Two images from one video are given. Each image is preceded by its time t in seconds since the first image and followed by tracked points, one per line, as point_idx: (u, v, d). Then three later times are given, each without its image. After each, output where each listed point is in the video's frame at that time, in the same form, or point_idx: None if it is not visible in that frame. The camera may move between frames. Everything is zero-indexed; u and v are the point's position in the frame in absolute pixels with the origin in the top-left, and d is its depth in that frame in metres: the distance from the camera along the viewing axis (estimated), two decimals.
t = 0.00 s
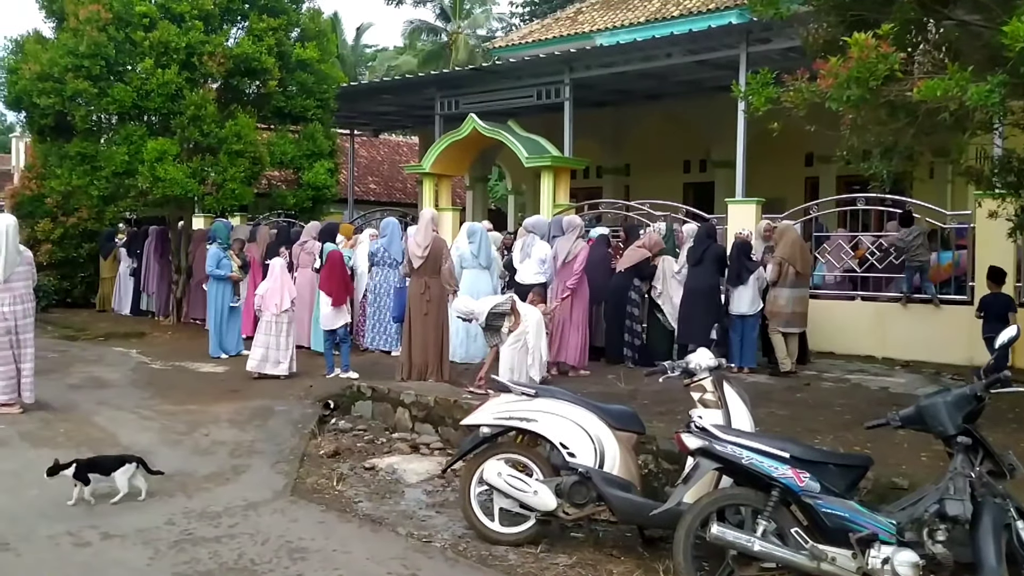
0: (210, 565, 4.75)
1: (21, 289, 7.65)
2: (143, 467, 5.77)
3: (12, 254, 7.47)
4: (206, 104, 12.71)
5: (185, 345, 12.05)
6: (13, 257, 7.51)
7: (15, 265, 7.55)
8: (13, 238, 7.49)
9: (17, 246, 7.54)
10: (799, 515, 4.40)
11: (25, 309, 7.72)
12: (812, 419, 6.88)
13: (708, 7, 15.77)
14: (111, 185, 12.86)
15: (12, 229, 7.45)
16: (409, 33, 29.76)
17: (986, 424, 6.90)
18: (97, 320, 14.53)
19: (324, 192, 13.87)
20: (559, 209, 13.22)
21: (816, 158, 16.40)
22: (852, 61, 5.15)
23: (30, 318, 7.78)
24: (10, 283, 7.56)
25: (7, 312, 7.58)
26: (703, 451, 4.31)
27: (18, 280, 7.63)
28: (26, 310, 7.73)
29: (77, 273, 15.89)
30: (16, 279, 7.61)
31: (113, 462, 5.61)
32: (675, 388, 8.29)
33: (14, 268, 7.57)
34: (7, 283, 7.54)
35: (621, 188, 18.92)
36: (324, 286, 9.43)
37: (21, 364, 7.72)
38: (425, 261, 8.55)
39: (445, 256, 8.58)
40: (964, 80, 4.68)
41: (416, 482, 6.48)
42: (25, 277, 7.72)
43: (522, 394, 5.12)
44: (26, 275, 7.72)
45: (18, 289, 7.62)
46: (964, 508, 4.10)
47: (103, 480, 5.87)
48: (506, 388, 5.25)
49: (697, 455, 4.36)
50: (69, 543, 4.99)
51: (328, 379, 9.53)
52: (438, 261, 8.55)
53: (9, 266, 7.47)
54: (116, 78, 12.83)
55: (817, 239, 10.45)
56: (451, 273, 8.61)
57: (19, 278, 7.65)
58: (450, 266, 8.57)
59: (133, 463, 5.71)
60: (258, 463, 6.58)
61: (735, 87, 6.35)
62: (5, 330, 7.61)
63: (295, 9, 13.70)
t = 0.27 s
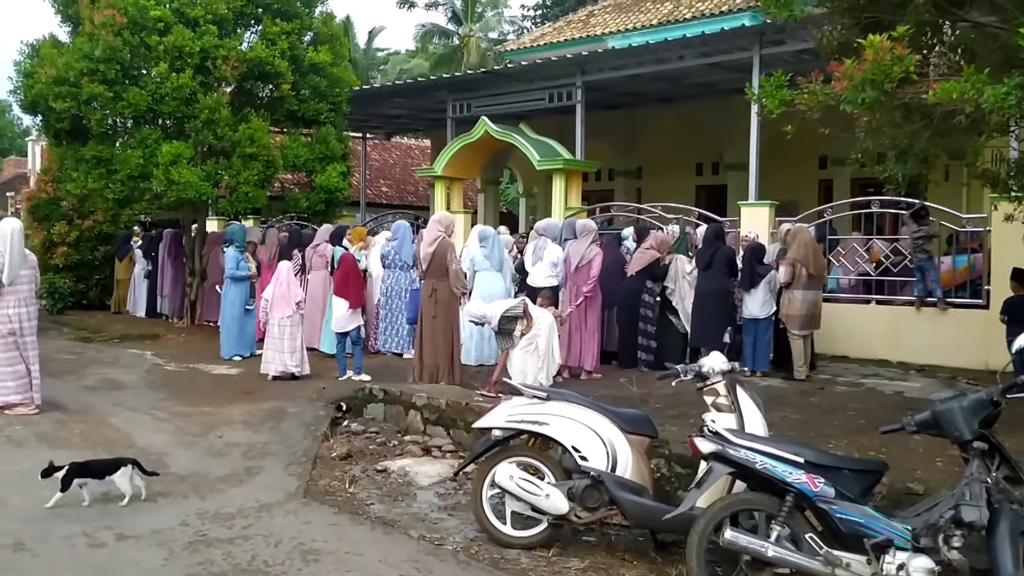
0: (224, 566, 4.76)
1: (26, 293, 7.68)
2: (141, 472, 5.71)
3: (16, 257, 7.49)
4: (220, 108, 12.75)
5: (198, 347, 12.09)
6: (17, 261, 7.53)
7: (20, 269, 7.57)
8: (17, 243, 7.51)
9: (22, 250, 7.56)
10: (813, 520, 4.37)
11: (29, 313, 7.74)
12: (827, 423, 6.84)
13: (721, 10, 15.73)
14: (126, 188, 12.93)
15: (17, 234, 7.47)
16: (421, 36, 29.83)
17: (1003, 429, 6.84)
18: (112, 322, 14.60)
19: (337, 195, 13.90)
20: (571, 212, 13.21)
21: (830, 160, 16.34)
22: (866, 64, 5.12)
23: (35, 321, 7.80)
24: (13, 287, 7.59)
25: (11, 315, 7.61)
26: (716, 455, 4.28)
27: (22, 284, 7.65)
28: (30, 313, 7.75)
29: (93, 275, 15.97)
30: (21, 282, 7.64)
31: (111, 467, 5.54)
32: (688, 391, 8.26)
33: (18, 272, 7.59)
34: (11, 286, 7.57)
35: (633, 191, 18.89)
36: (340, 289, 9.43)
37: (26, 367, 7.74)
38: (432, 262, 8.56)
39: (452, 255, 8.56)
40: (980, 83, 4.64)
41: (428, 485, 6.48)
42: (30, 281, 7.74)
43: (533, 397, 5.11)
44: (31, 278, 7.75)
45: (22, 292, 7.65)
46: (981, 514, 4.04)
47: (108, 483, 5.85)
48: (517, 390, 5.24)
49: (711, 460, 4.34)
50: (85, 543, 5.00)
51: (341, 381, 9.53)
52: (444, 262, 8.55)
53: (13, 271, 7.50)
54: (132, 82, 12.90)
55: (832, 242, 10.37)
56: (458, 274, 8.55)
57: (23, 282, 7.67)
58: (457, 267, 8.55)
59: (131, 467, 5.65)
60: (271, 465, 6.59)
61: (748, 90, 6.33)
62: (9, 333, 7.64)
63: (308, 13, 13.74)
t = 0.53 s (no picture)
0: (237, 568, 4.76)
1: (30, 293, 7.84)
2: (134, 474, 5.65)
3: (21, 258, 7.66)
4: (234, 112, 12.80)
5: (212, 350, 12.13)
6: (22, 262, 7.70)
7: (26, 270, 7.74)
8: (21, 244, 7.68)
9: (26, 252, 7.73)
10: (828, 526, 4.33)
11: (32, 313, 7.88)
12: (842, 428, 6.79)
13: (735, 13, 15.69)
14: (141, 192, 12.98)
15: (22, 235, 7.64)
16: (434, 40, 29.88)
17: (1021, 435, 6.78)
18: (127, 325, 14.66)
19: (350, 199, 13.92)
20: (584, 216, 13.19)
21: (845, 163, 16.26)
22: (882, 66, 5.09)
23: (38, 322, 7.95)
24: (19, 289, 7.76)
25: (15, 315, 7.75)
26: (730, 460, 4.27)
27: (27, 284, 7.82)
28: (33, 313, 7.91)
29: (108, 279, 16.04)
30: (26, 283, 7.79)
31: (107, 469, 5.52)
32: (702, 395, 8.22)
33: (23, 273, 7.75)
34: (16, 287, 7.72)
35: (646, 194, 18.85)
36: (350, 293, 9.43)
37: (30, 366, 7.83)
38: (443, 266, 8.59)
39: (458, 258, 8.54)
40: (998, 85, 4.61)
41: (440, 488, 6.47)
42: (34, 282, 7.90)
43: (545, 401, 5.09)
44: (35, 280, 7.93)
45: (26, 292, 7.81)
46: (998, 521, 4.00)
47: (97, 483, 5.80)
48: (530, 394, 5.22)
49: (725, 465, 4.33)
50: (99, 545, 5.01)
51: (353, 384, 9.54)
52: (452, 265, 8.55)
53: (20, 272, 7.68)
54: (148, 87, 12.97)
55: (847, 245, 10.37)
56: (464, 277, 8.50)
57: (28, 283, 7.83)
58: (463, 270, 8.49)
59: (124, 470, 5.60)
60: (284, 467, 6.59)
61: (763, 93, 6.30)
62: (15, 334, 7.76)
63: (321, 17, 13.78)
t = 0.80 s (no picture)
0: (251, 571, 4.76)
1: (35, 295, 7.92)
2: (127, 475, 5.62)
3: (25, 258, 7.86)
4: (249, 116, 12.84)
5: (226, 352, 12.16)
6: (27, 263, 7.87)
7: (29, 270, 7.87)
8: (30, 246, 7.93)
9: (33, 253, 7.94)
10: (844, 532, 4.30)
11: (39, 314, 7.95)
12: (858, 434, 6.74)
13: (750, 16, 15.64)
14: (156, 195, 13.04)
15: (29, 235, 7.87)
16: (447, 43, 29.92)
17: None
18: (142, 327, 14.73)
19: (363, 202, 13.95)
20: (598, 219, 13.17)
21: (860, 167, 16.17)
22: (899, 69, 5.06)
23: (44, 324, 7.99)
24: (20, 287, 7.85)
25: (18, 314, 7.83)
26: (746, 465, 4.25)
27: (31, 285, 7.90)
28: (39, 314, 7.96)
29: (124, 281, 16.12)
30: (30, 283, 7.89)
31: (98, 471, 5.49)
32: (716, 400, 8.19)
33: (29, 273, 7.88)
34: (19, 286, 7.83)
35: (660, 198, 18.80)
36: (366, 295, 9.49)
37: (33, 366, 7.85)
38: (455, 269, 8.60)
39: (467, 261, 8.54)
40: (1017, 88, 4.57)
41: (454, 492, 6.46)
42: (42, 285, 8.00)
43: (560, 405, 5.08)
44: (42, 283, 8.02)
45: (30, 292, 7.87)
46: (1017, 527, 3.94)
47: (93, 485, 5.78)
48: (543, 398, 5.21)
49: (740, 470, 4.29)
50: (114, 547, 5.03)
51: (367, 387, 9.54)
52: (461, 268, 8.55)
53: (21, 269, 7.81)
54: (163, 91, 13.03)
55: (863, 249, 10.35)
56: (472, 280, 8.49)
57: (33, 284, 7.92)
58: (472, 273, 8.50)
59: (115, 471, 5.56)
60: (298, 470, 6.60)
61: (778, 96, 6.28)
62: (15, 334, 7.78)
63: (336, 21, 13.82)
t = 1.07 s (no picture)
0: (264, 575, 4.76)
1: (39, 298, 7.83)
2: (123, 479, 5.64)
3: (29, 262, 7.80)
4: (263, 119, 12.88)
5: (240, 355, 12.19)
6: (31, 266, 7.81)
7: (31, 273, 7.80)
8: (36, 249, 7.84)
9: (38, 257, 7.85)
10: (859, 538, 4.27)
11: (44, 315, 7.89)
12: (874, 439, 6.70)
13: (764, 18, 15.59)
14: (171, 199, 13.10)
15: (34, 239, 7.79)
16: (460, 46, 29.98)
17: None
18: (156, 330, 14.79)
19: (376, 205, 13.97)
20: (611, 222, 13.14)
21: (876, 170, 16.10)
22: (915, 71, 5.02)
23: (49, 326, 7.93)
24: (24, 290, 7.81)
25: (21, 316, 7.81)
26: (760, 471, 4.22)
27: (34, 288, 7.82)
28: (44, 317, 7.89)
29: (138, 284, 16.18)
30: (32, 286, 7.82)
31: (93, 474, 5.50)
32: (730, 404, 8.15)
33: (33, 276, 7.82)
34: (21, 288, 7.80)
35: (673, 201, 18.76)
36: (379, 298, 9.50)
37: (34, 367, 7.85)
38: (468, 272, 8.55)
39: (480, 264, 8.44)
40: None
41: (466, 495, 6.45)
42: (48, 288, 7.91)
43: (573, 409, 5.06)
44: (49, 285, 7.92)
45: (32, 295, 7.81)
46: None
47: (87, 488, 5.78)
48: (557, 402, 5.19)
49: (755, 475, 4.27)
50: (128, 549, 5.04)
51: (380, 391, 9.54)
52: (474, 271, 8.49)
53: (23, 273, 7.76)
54: (178, 94, 13.09)
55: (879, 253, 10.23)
56: (485, 282, 8.45)
57: (38, 286, 7.85)
58: (485, 276, 8.43)
59: (109, 475, 5.58)
60: (311, 473, 6.60)
61: (792, 98, 6.25)
62: (18, 333, 7.80)
63: (349, 25, 13.85)
